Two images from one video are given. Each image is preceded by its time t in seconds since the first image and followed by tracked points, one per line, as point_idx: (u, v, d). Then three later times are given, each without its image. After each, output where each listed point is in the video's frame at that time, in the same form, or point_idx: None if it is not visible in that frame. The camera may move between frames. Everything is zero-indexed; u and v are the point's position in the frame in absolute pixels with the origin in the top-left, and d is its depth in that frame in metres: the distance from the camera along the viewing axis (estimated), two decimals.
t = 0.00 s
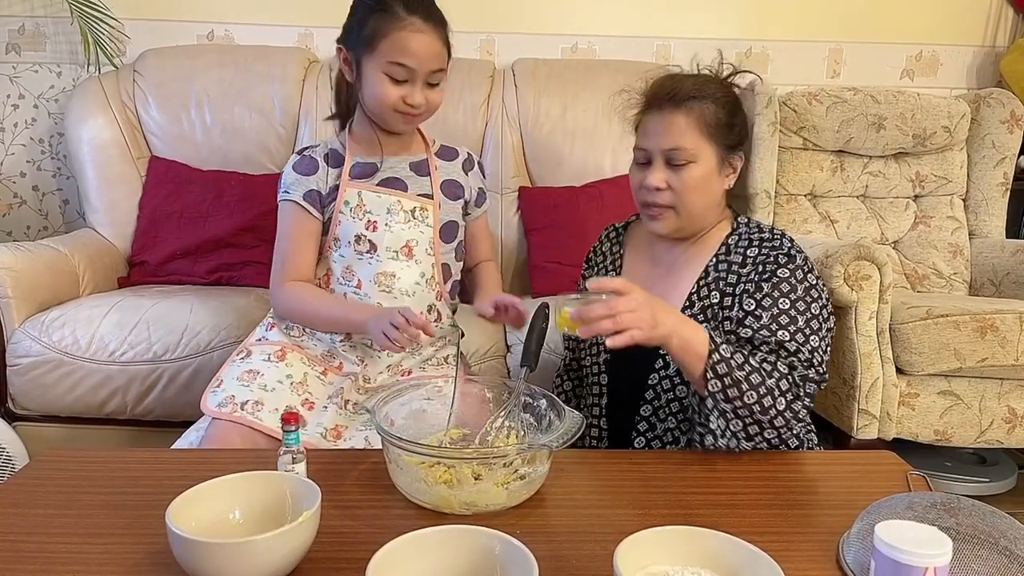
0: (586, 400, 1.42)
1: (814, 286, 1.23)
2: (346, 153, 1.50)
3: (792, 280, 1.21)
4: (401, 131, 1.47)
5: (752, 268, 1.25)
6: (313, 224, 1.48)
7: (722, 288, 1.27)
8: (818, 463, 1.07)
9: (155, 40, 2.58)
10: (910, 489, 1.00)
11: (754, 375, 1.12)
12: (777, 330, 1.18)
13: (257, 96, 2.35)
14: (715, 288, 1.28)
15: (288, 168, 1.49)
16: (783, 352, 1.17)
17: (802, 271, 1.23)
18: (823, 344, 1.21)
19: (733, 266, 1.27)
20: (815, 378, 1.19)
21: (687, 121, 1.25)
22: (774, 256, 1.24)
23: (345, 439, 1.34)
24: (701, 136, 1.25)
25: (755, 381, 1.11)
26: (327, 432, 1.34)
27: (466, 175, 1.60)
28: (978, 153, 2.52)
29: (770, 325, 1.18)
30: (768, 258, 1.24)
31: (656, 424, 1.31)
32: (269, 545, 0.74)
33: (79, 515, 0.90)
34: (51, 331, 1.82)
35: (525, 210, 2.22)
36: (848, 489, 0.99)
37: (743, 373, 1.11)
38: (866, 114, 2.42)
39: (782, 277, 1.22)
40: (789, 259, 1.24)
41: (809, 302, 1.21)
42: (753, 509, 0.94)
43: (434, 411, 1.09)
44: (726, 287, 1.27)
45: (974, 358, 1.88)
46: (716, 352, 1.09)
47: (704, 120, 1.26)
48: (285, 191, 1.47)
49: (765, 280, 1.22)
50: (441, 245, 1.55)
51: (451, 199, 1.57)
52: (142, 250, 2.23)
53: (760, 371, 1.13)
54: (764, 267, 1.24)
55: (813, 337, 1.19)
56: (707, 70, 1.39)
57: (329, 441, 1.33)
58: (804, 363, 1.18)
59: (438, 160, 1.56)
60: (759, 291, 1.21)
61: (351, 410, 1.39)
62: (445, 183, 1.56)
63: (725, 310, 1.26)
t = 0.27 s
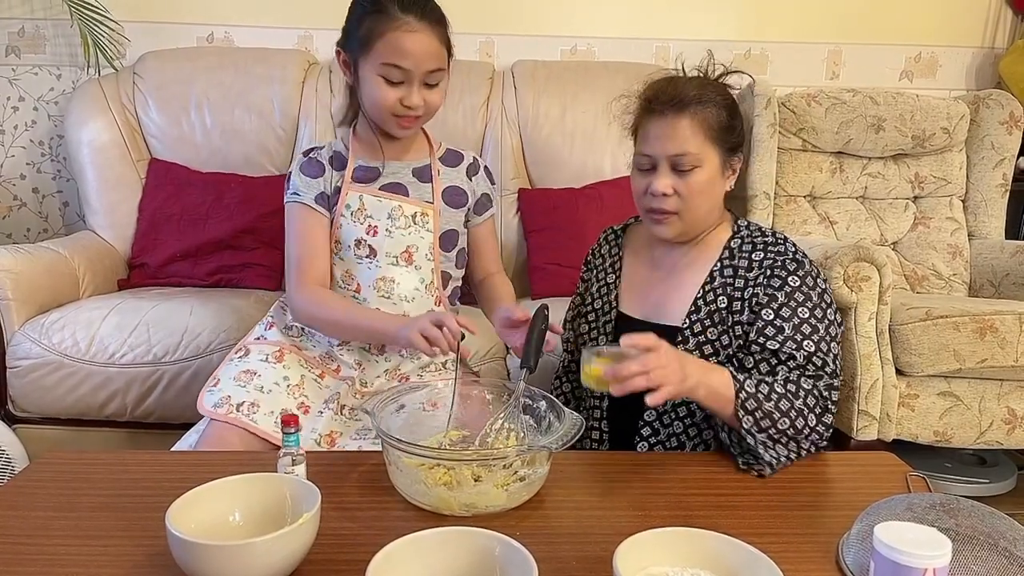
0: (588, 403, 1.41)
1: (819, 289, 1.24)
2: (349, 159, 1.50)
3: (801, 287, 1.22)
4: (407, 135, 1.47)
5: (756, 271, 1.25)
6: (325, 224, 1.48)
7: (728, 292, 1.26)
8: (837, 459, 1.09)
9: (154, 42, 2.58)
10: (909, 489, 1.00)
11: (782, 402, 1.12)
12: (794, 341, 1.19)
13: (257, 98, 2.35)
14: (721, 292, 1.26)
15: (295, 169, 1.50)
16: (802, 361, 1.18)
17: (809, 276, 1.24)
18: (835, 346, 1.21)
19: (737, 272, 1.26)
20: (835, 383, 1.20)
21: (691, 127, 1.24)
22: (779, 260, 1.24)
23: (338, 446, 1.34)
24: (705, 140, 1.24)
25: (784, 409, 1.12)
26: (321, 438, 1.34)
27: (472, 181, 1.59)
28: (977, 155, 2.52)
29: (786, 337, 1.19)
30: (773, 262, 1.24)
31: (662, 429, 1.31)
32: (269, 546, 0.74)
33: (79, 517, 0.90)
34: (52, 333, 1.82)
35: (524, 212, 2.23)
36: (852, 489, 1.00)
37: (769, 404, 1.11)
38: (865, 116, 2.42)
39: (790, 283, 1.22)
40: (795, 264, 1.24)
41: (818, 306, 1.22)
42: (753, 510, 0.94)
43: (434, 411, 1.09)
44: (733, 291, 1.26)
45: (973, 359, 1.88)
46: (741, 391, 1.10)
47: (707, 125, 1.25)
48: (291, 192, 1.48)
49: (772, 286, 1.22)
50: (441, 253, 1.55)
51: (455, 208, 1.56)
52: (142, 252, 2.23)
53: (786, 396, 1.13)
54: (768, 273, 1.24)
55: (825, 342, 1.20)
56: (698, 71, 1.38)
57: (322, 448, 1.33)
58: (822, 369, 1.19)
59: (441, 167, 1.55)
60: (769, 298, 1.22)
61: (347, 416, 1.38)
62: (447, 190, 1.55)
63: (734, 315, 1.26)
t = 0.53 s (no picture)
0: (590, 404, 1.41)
1: (823, 289, 1.23)
2: (347, 154, 1.49)
3: (804, 286, 1.21)
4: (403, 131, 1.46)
5: (760, 271, 1.24)
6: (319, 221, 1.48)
7: (730, 293, 1.26)
8: (844, 458, 1.09)
9: (154, 42, 2.58)
10: (910, 489, 1.00)
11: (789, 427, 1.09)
12: (797, 344, 1.18)
13: (257, 98, 2.35)
14: (723, 292, 1.26)
15: (291, 165, 1.49)
16: (806, 364, 1.18)
17: (813, 276, 1.23)
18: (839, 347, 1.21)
19: (739, 272, 1.26)
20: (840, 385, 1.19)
21: (695, 128, 1.24)
22: (782, 260, 1.23)
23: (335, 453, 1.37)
24: (709, 140, 1.24)
25: (792, 434, 1.08)
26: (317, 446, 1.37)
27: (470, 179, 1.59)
28: (977, 155, 2.52)
29: (789, 340, 1.19)
30: (775, 262, 1.24)
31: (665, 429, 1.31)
32: (269, 546, 0.74)
33: (79, 517, 0.90)
34: (51, 334, 1.82)
35: (524, 212, 2.23)
36: (855, 489, 1.00)
37: (777, 434, 1.07)
38: (864, 116, 2.42)
39: (792, 283, 1.21)
40: (797, 263, 1.23)
41: (821, 307, 1.21)
42: (754, 509, 0.94)
43: (434, 412, 1.10)
44: (735, 292, 1.26)
45: (973, 359, 1.89)
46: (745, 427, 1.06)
47: (712, 126, 1.25)
48: (287, 189, 1.48)
49: (774, 287, 1.22)
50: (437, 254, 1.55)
51: (453, 208, 1.56)
52: (142, 252, 2.23)
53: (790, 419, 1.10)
54: (771, 273, 1.23)
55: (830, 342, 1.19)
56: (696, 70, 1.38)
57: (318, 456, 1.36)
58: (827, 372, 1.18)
59: (437, 165, 1.55)
60: (772, 300, 1.21)
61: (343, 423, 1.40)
62: (444, 188, 1.55)
63: (736, 315, 1.25)
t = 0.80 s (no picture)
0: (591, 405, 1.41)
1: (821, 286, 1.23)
2: (335, 153, 1.49)
3: (802, 283, 1.22)
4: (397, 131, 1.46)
5: (759, 270, 1.24)
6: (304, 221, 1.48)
7: (729, 292, 1.26)
8: (844, 458, 1.09)
9: (154, 42, 2.58)
10: (910, 489, 1.00)
11: (787, 434, 1.07)
12: (795, 342, 1.18)
13: (257, 98, 2.35)
14: (722, 292, 1.26)
15: (277, 165, 1.49)
16: (805, 363, 1.18)
17: (812, 275, 1.23)
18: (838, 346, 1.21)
19: (739, 271, 1.26)
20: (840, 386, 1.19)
21: (697, 128, 1.24)
22: (781, 259, 1.24)
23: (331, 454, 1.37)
24: (711, 141, 1.24)
25: (791, 443, 1.06)
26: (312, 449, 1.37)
27: (461, 177, 1.58)
28: (977, 154, 2.52)
29: (788, 339, 1.19)
30: (775, 261, 1.24)
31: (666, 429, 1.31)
32: (269, 546, 0.74)
33: (80, 517, 0.90)
34: (51, 334, 1.82)
35: (524, 212, 2.23)
36: (854, 489, 1.00)
37: (776, 445, 1.05)
38: (864, 115, 2.42)
39: (791, 282, 1.21)
40: (796, 262, 1.23)
41: (820, 305, 1.21)
42: (754, 509, 0.94)
43: (434, 413, 1.10)
44: (735, 291, 1.26)
45: (973, 358, 1.89)
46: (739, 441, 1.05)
47: (714, 126, 1.25)
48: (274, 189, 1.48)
49: (773, 285, 1.22)
50: (427, 253, 1.55)
51: (443, 206, 1.56)
52: (142, 252, 2.23)
53: (788, 427, 1.08)
54: (770, 272, 1.23)
55: (828, 341, 1.19)
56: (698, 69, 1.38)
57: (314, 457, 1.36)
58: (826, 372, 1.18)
59: (427, 162, 1.54)
60: (772, 298, 1.21)
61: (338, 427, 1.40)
62: (433, 187, 1.54)
63: (736, 314, 1.25)
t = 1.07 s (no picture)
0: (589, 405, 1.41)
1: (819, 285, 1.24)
2: (322, 157, 1.50)
3: (800, 283, 1.22)
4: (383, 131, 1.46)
5: (757, 270, 1.24)
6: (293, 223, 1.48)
7: (728, 292, 1.26)
8: (843, 458, 1.09)
9: (153, 42, 2.58)
10: (909, 489, 1.00)
11: (785, 436, 1.07)
12: (793, 343, 1.18)
13: (256, 99, 2.35)
14: (720, 293, 1.26)
15: (263, 169, 1.50)
16: (802, 363, 1.18)
17: (811, 274, 1.24)
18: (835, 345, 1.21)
19: (738, 271, 1.26)
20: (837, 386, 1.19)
21: (698, 128, 1.24)
22: (779, 259, 1.24)
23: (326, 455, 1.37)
24: (711, 141, 1.24)
25: (789, 444, 1.06)
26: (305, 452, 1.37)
27: (449, 176, 1.58)
28: (975, 154, 2.52)
29: (786, 339, 1.19)
30: (773, 261, 1.24)
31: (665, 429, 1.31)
32: (268, 546, 0.74)
33: (78, 517, 0.90)
34: (49, 334, 1.82)
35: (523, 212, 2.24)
36: (853, 490, 1.00)
37: (773, 446, 1.05)
38: (862, 116, 2.43)
39: (789, 281, 1.22)
40: (793, 261, 1.23)
41: (817, 304, 1.22)
42: (753, 509, 0.95)
43: (432, 413, 1.10)
44: (733, 291, 1.26)
45: (971, 359, 1.89)
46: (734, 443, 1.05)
47: (715, 126, 1.25)
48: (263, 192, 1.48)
49: (771, 285, 1.22)
50: (417, 252, 1.53)
51: (432, 205, 1.55)
52: (139, 253, 2.23)
53: (785, 429, 1.08)
54: (769, 272, 1.23)
55: (826, 341, 1.20)
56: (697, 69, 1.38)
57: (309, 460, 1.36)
58: (824, 372, 1.18)
59: (414, 162, 1.54)
60: (770, 298, 1.21)
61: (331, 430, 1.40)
62: (421, 187, 1.54)
63: (735, 315, 1.25)
